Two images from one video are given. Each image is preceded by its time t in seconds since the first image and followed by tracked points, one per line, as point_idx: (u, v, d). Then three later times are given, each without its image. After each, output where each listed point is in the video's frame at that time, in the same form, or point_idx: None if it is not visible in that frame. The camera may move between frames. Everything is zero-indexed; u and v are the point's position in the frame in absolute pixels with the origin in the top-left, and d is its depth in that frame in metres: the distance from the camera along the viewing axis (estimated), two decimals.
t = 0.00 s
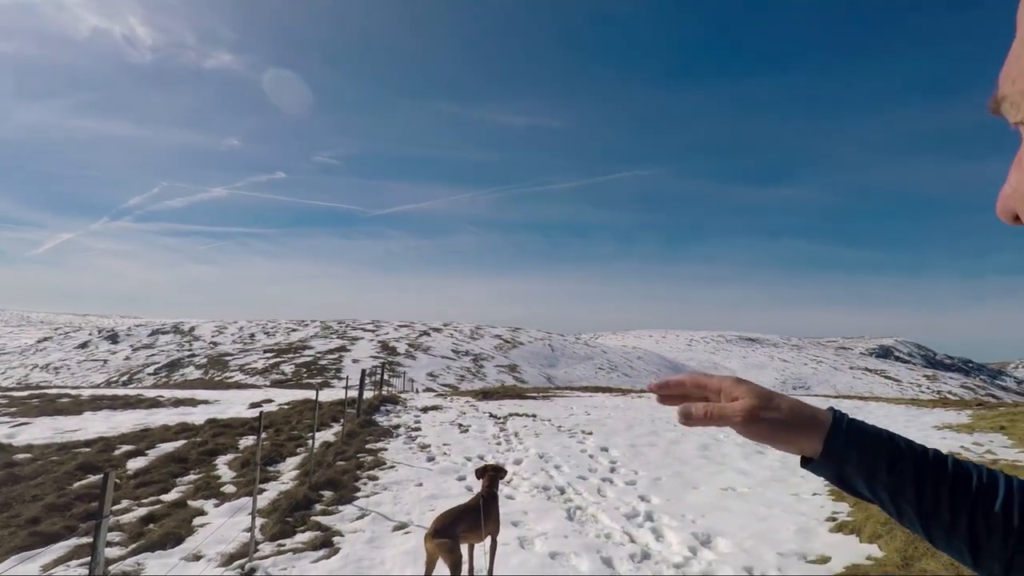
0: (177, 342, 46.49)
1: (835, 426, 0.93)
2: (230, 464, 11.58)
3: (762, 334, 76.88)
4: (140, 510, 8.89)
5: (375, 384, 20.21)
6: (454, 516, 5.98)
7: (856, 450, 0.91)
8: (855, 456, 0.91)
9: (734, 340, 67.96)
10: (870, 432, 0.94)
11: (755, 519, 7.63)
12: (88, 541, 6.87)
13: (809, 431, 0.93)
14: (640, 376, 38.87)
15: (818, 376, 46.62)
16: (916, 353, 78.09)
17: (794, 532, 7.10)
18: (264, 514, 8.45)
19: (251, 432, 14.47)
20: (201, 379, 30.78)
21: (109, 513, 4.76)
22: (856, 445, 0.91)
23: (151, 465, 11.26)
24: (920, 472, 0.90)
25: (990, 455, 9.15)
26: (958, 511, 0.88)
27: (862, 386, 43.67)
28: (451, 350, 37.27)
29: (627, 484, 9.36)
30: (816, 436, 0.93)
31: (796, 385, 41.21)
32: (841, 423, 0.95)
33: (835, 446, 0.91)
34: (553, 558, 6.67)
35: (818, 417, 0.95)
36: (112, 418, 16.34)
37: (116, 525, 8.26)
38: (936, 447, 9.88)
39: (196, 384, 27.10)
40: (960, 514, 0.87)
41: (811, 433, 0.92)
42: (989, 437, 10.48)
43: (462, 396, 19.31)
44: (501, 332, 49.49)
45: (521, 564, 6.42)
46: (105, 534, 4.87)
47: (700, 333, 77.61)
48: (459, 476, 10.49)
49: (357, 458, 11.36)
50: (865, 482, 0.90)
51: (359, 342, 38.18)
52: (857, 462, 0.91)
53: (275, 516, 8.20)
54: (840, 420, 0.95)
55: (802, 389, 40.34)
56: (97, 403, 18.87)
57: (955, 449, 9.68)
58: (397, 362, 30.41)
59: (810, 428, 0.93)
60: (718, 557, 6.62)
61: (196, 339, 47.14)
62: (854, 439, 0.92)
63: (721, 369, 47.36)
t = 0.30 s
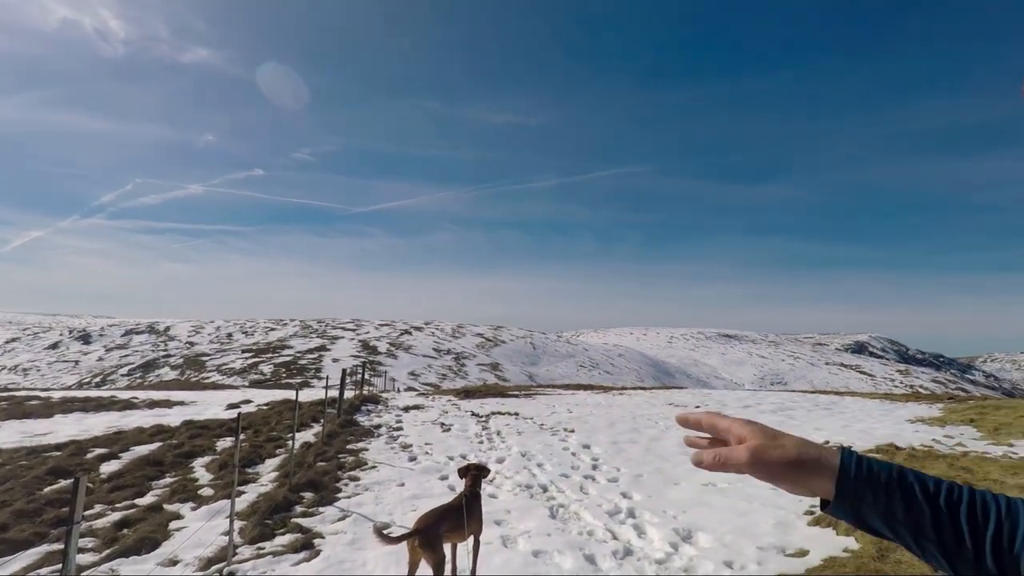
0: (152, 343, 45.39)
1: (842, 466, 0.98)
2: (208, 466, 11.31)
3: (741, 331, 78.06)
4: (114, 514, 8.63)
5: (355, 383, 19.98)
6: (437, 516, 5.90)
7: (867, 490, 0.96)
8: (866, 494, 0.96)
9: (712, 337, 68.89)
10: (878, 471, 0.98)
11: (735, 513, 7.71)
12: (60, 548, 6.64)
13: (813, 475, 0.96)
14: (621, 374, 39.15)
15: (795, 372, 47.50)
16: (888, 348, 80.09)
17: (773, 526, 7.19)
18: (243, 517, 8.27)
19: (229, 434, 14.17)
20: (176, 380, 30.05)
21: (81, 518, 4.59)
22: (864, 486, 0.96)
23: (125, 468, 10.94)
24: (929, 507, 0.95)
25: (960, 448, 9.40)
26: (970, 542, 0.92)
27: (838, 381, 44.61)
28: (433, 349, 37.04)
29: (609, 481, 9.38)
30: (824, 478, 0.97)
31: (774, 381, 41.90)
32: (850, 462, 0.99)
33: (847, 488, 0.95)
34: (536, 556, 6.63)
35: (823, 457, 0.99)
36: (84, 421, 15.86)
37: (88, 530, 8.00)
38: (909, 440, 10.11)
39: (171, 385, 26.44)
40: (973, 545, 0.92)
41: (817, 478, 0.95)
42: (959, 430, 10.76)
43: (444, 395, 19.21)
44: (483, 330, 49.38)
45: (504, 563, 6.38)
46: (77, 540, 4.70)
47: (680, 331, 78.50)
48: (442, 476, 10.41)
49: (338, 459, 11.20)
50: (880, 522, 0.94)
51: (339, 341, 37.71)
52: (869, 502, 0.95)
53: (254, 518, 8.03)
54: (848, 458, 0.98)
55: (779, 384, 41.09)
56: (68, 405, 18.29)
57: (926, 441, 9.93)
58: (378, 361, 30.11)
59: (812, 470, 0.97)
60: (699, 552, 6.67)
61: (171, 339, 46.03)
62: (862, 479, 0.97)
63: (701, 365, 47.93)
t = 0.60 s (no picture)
0: (118, 340, 43.94)
1: (827, 507, 1.01)
2: (176, 467, 10.97)
3: (715, 329, 79.38)
4: (77, 517, 8.30)
5: (330, 381, 19.65)
6: (412, 516, 5.82)
7: (856, 529, 0.99)
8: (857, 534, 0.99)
9: (687, 335, 69.92)
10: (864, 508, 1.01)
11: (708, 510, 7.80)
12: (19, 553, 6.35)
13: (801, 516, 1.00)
14: (597, 372, 39.44)
15: (766, 369, 48.50)
16: (855, 346, 82.38)
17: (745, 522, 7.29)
18: (213, 518, 8.04)
19: (198, 434, 13.79)
20: (144, 378, 29.14)
21: (40, 521, 4.38)
22: (854, 525, 0.99)
23: (89, 469, 10.54)
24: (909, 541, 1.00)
25: (923, 444, 9.69)
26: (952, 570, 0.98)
27: (808, 379, 45.75)
28: (410, 347, 36.73)
29: (585, 478, 9.41)
30: (812, 520, 1.00)
31: (746, 378, 42.73)
32: (835, 502, 1.02)
33: (835, 530, 0.98)
34: (512, 554, 6.60)
35: (809, 498, 1.02)
36: (45, 420, 15.26)
37: (50, 534, 7.67)
38: (875, 436, 10.39)
39: (138, 383, 25.65)
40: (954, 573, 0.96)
41: (805, 518, 1.00)
42: (923, 426, 11.10)
43: (420, 393, 19.05)
44: (460, 328, 49.17)
45: (480, 562, 6.32)
46: (36, 545, 4.49)
47: (656, 329, 79.43)
48: (417, 474, 10.30)
49: (311, 458, 10.99)
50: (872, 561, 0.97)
51: (314, 338, 37.08)
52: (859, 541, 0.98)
53: (224, 519, 7.81)
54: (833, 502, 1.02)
55: (751, 382, 41.92)
56: (28, 405, 17.56)
57: (892, 437, 10.21)
58: (354, 359, 29.71)
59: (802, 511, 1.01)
60: (673, 548, 6.72)
61: (139, 337, 44.65)
62: (850, 519, 1.00)
63: (676, 363, 48.59)
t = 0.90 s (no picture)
0: (90, 342, 42.82)
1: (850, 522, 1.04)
2: (152, 470, 10.69)
3: (694, 325, 80.36)
4: (49, 524, 8.03)
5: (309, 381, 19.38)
6: (394, 517, 5.73)
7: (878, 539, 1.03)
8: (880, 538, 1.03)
9: (667, 330, 70.70)
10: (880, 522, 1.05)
11: (689, 503, 7.87)
12: None
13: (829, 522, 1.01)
14: (579, 368, 39.65)
15: (744, 363, 49.29)
16: (830, 340, 84.15)
17: (725, 515, 7.37)
18: (191, 522, 7.84)
19: (175, 436, 13.46)
20: (117, 380, 28.42)
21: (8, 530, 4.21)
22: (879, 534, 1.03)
23: (61, 475, 10.21)
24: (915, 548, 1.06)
25: (896, 435, 9.91)
26: None
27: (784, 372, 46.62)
28: (390, 345, 36.43)
29: (567, 475, 9.42)
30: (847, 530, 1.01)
31: (724, 373, 43.36)
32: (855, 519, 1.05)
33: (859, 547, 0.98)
34: (495, 552, 6.56)
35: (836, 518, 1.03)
36: (14, 425, 14.76)
37: (20, 543, 7.40)
38: (850, 428, 10.59)
39: (111, 386, 25.00)
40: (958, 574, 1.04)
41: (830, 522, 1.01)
42: (895, 418, 11.36)
43: (401, 392, 18.89)
44: (442, 326, 48.97)
45: (464, 560, 6.27)
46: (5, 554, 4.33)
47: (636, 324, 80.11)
48: (399, 473, 10.19)
49: (291, 459, 10.80)
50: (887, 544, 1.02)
51: (293, 338, 36.56)
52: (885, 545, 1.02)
53: (202, 523, 7.62)
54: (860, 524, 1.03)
55: (730, 376, 42.59)
56: None
57: (866, 429, 10.42)
58: (333, 358, 29.37)
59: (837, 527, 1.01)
60: (654, 543, 6.75)
61: (111, 339, 43.54)
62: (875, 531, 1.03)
63: (655, 359, 49.09)
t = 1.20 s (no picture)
0: (72, 339, 42.13)
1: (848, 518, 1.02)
2: (136, 468, 10.52)
3: (681, 322, 80.94)
4: (29, 523, 7.87)
5: (295, 378, 19.22)
6: (380, 513, 5.68)
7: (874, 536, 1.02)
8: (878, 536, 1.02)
9: (654, 327, 71.14)
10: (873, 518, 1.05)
11: (674, 499, 7.92)
12: None
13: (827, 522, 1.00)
14: (567, 365, 39.77)
15: (729, 360, 49.78)
16: (814, 337, 85.17)
17: (709, 510, 7.42)
18: (175, 520, 7.72)
19: (158, 433, 13.25)
20: (99, 377, 27.96)
21: None
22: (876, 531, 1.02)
23: (42, 473, 10.01)
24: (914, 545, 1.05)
25: (878, 431, 10.06)
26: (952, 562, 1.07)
27: (768, 368, 47.14)
28: (377, 343, 36.23)
29: (554, 471, 9.43)
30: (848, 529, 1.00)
31: (710, 369, 43.73)
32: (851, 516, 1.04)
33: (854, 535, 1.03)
34: (482, 549, 6.54)
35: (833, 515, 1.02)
36: None
37: None
38: (833, 425, 10.73)
39: (94, 382, 24.60)
40: (950, 574, 1.03)
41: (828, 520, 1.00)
42: (877, 414, 11.52)
43: (388, 389, 18.80)
44: (429, 322, 48.83)
45: (450, 557, 6.24)
46: None
47: (624, 321, 80.55)
48: (385, 470, 10.12)
49: (277, 456, 10.68)
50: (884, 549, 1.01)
51: (279, 335, 36.21)
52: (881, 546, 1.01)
53: (186, 521, 7.50)
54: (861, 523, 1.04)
55: (716, 373, 43.03)
56: None
57: (849, 425, 10.56)
58: (320, 355, 29.15)
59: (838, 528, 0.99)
60: (640, 539, 6.77)
61: (93, 335, 42.81)
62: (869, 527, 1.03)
63: (642, 356, 49.39)
